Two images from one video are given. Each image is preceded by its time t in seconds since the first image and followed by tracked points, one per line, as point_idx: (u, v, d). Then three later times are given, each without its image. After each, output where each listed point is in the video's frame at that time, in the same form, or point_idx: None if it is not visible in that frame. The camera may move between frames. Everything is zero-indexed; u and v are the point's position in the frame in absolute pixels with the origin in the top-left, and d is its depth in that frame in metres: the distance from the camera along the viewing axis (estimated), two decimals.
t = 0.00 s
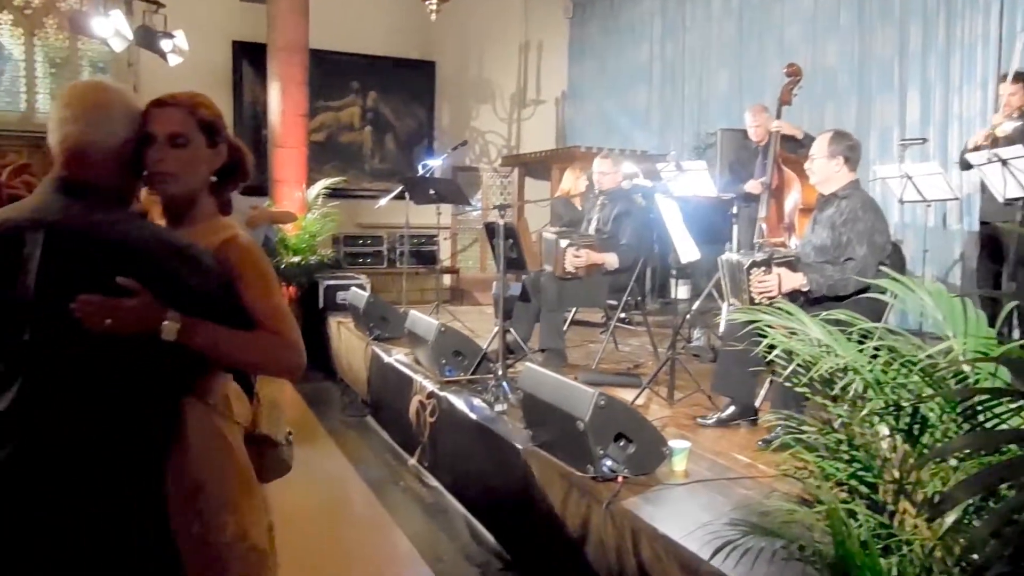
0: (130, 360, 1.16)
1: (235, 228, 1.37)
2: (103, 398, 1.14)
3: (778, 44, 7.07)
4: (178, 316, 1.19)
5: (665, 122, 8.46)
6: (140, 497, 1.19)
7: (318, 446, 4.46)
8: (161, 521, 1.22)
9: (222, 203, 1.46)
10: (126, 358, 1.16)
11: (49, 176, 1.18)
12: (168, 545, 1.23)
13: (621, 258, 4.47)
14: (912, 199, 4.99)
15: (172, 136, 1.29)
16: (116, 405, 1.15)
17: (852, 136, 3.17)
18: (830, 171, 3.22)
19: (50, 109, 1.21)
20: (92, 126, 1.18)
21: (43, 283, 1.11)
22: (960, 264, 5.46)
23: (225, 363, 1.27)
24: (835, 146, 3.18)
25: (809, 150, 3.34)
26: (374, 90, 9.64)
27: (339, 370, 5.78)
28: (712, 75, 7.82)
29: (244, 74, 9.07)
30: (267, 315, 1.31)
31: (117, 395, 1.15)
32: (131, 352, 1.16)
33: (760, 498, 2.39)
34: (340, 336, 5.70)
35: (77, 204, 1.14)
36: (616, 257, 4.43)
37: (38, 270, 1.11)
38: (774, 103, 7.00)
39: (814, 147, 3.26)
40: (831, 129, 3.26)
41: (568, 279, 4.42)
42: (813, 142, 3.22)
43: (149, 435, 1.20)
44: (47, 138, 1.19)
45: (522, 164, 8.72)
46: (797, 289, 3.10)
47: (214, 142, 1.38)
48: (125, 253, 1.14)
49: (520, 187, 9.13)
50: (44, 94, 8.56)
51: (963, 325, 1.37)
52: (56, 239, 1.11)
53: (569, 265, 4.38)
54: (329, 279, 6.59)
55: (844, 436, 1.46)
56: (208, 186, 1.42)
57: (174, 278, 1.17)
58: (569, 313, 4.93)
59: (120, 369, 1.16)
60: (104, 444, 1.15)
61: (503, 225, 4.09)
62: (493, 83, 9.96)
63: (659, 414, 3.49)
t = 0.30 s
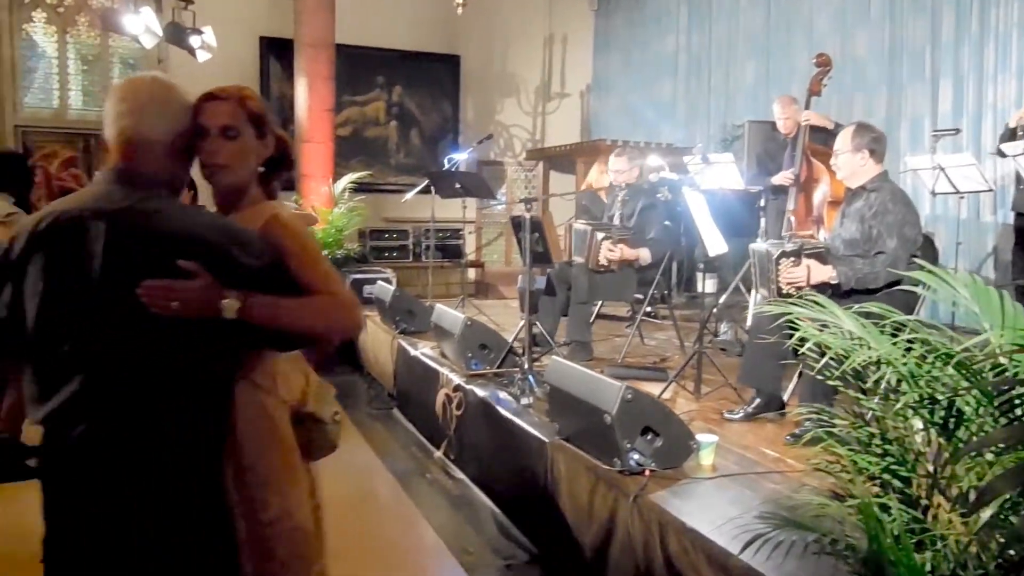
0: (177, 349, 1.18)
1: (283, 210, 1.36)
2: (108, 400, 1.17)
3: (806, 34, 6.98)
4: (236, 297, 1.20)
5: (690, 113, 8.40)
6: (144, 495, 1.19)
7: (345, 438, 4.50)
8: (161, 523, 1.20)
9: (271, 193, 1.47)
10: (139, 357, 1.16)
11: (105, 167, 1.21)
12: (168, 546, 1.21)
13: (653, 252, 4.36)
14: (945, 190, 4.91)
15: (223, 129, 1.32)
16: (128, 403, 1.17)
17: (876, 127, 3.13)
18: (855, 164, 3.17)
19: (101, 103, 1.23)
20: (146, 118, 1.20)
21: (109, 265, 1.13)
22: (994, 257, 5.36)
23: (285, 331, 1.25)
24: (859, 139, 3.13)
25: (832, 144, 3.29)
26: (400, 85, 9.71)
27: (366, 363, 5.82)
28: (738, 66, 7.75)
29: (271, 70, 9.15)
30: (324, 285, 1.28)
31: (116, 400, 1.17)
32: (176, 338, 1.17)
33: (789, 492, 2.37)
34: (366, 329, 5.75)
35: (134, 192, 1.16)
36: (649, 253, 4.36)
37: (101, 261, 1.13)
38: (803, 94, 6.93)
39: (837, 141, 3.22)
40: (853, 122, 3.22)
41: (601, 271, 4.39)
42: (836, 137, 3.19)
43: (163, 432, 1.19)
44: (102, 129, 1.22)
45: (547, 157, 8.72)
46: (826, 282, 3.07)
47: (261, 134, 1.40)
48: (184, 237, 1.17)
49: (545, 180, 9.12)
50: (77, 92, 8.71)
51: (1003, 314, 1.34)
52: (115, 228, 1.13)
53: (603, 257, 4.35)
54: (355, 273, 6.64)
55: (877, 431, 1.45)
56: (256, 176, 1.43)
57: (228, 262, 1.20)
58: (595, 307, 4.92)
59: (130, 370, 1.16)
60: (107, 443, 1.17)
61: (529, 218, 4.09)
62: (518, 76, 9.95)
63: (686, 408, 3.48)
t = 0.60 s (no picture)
0: (240, 343, 1.24)
1: (339, 203, 1.42)
2: (168, 401, 1.22)
3: (820, 28, 6.92)
4: (302, 290, 1.27)
5: (704, 108, 8.35)
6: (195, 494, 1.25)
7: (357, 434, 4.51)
8: (209, 519, 1.26)
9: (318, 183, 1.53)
10: (193, 358, 1.22)
11: (165, 164, 1.24)
12: (217, 542, 1.27)
13: (668, 246, 4.36)
14: (961, 184, 4.86)
15: (279, 120, 1.37)
16: (185, 403, 1.23)
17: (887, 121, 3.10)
18: (867, 159, 3.15)
19: (158, 102, 1.26)
20: (206, 116, 1.23)
21: (179, 263, 1.18)
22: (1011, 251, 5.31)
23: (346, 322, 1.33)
24: (870, 134, 3.11)
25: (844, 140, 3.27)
26: (411, 81, 9.73)
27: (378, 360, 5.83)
28: (752, 60, 7.70)
29: (283, 67, 9.18)
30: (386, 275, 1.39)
31: (163, 406, 1.22)
32: (238, 336, 1.23)
33: (802, 487, 2.37)
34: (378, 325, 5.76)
35: (201, 188, 1.20)
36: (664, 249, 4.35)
37: (174, 255, 1.18)
38: (817, 88, 6.88)
39: (848, 137, 3.20)
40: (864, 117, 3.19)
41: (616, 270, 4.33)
42: (847, 131, 3.17)
43: (209, 433, 1.24)
44: (159, 128, 1.25)
45: (559, 153, 8.71)
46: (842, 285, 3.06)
47: (314, 123, 1.44)
48: (252, 228, 1.22)
49: (557, 176, 9.11)
50: (92, 90, 8.76)
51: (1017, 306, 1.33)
52: (184, 227, 1.18)
53: (618, 258, 4.30)
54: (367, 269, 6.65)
55: (894, 425, 1.45)
56: (308, 166, 1.47)
57: (295, 255, 1.26)
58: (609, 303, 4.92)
59: (185, 373, 1.22)
60: (161, 443, 1.24)
61: (542, 214, 4.09)
62: (530, 72, 9.92)
63: (699, 404, 3.47)
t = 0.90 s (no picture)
0: (284, 345, 1.23)
1: (381, 207, 1.46)
2: (214, 398, 1.21)
3: (830, 22, 6.88)
4: (348, 296, 1.25)
5: (712, 102, 8.32)
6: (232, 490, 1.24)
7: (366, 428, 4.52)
8: (241, 519, 1.25)
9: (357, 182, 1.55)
10: (239, 354, 1.20)
11: (210, 163, 1.26)
12: (249, 541, 1.25)
13: (679, 238, 4.32)
14: (972, 179, 4.83)
15: (320, 119, 1.38)
16: (230, 401, 1.22)
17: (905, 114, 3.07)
18: (882, 152, 3.13)
19: (204, 100, 1.28)
20: (249, 116, 1.25)
21: (230, 265, 1.18)
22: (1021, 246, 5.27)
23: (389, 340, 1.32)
24: (887, 126, 3.08)
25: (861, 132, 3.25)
26: (420, 76, 9.73)
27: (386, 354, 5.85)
28: (761, 53, 7.66)
29: (291, 62, 9.19)
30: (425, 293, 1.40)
31: (208, 402, 1.21)
32: (282, 337, 1.22)
33: (811, 483, 2.36)
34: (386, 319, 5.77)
35: (246, 187, 1.21)
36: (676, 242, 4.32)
37: (223, 258, 1.18)
38: (827, 82, 6.85)
39: (865, 128, 3.17)
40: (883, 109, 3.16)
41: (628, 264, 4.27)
42: (864, 124, 3.14)
43: (251, 430, 1.23)
44: (204, 126, 1.28)
45: (567, 148, 8.71)
46: (848, 276, 3.03)
47: (354, 122, 1.45)
48: (299, 231, 1.21)
49: (565, 170, 9.10)
50: (101, 85, 8.80)
51: None
52: (235, 227, 1.18)
53: (628, 252, 4.26)
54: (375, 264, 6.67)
55: (906, 421, 1.44)
56: (347, 166, 1.50)
57: (343, 260, 1.25)
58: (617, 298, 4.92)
59: (231, 370, 1.21)
60: (202, 437, 1.23)
61: (550, 208, 4.09)
62: (537, 66, 9.92)
63: (708, 399, 3.46)
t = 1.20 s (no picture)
0: (331, 342, 1.25)
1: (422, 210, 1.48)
2: (263, 394, 1.24)
3: (854, 15, 6.80)
4: (394, 294, 1.26)
5: (733, 97, 8.26)
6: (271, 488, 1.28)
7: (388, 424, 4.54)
8: (276, 516, 1.28)
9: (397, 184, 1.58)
10: (284, 354, 1.23)
11: (260, 166, 1.27)
12: (284, 541, 1.28)
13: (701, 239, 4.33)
14: (999, 174, 4.76)
15: (362, 123, 1.42)
16: (278, 400, 1.25)
17: (932, 109, 3.05)
18: (908, 146, 3.09)
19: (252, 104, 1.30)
20: (293, 120, 1.27)
21: (280, 262, 1.21)
22: None
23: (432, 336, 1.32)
24: (913, 121, 3.05)
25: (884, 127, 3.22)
26: (440, 73, 9.79)
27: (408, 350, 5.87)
28: (783, 47, 7.59)
29: (312, 60, 9.24)
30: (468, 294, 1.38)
31: (252, 400, 1.23)
32: (327, 335, 1.24)
33: (836, 480, 2.35)
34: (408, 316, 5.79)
35: (292, 189, 1.23)
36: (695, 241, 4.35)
37: (274, 254, 1.20)
38: (850, 76, 6.77)
39: (890, 122, 3.14)
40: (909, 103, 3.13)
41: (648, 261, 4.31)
42: (889, 119, 3.11)
43: (294, 428, 1.26)
44: (252, 131, 1.29)
45: (587, 144, 8.69)
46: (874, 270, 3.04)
47: (394, 127, 1.48)
48: (346, 231, 1.23)
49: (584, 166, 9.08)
50: (126, 84, 8.91)
51: None
52: (283, 229, 1.21)
53: (649, 250, 4.29)
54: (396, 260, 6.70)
55: (937, 417, 1.43)
56: (388, 169, 1.54)
57: (386, 260, 1.27)
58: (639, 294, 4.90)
59: (274, 370, 1.23)
60: (245, 434, 1.26)
61: (572, 204, 4.09)
62: (557, 62, 9.93)
63: (731, 395, 3.45)
